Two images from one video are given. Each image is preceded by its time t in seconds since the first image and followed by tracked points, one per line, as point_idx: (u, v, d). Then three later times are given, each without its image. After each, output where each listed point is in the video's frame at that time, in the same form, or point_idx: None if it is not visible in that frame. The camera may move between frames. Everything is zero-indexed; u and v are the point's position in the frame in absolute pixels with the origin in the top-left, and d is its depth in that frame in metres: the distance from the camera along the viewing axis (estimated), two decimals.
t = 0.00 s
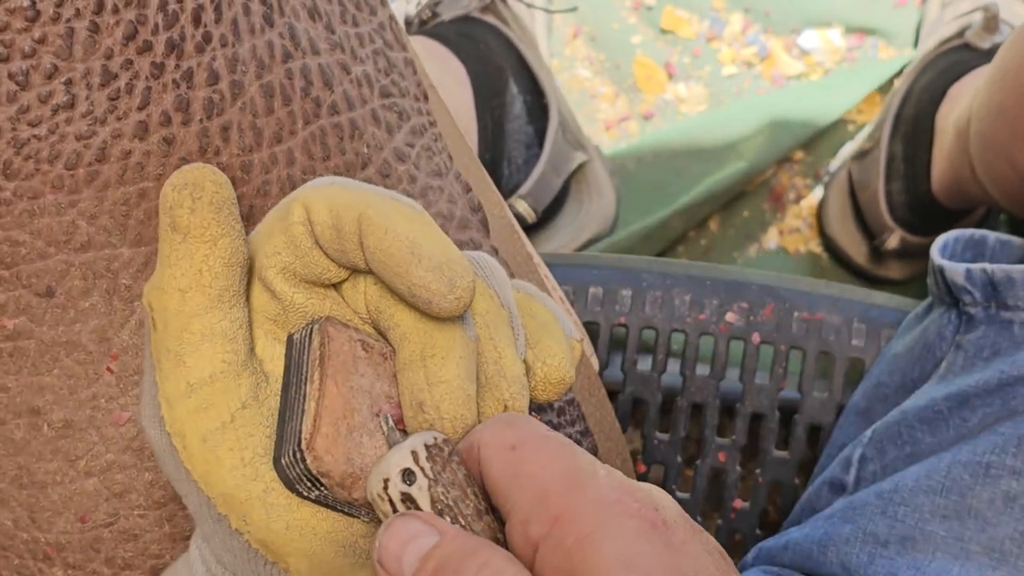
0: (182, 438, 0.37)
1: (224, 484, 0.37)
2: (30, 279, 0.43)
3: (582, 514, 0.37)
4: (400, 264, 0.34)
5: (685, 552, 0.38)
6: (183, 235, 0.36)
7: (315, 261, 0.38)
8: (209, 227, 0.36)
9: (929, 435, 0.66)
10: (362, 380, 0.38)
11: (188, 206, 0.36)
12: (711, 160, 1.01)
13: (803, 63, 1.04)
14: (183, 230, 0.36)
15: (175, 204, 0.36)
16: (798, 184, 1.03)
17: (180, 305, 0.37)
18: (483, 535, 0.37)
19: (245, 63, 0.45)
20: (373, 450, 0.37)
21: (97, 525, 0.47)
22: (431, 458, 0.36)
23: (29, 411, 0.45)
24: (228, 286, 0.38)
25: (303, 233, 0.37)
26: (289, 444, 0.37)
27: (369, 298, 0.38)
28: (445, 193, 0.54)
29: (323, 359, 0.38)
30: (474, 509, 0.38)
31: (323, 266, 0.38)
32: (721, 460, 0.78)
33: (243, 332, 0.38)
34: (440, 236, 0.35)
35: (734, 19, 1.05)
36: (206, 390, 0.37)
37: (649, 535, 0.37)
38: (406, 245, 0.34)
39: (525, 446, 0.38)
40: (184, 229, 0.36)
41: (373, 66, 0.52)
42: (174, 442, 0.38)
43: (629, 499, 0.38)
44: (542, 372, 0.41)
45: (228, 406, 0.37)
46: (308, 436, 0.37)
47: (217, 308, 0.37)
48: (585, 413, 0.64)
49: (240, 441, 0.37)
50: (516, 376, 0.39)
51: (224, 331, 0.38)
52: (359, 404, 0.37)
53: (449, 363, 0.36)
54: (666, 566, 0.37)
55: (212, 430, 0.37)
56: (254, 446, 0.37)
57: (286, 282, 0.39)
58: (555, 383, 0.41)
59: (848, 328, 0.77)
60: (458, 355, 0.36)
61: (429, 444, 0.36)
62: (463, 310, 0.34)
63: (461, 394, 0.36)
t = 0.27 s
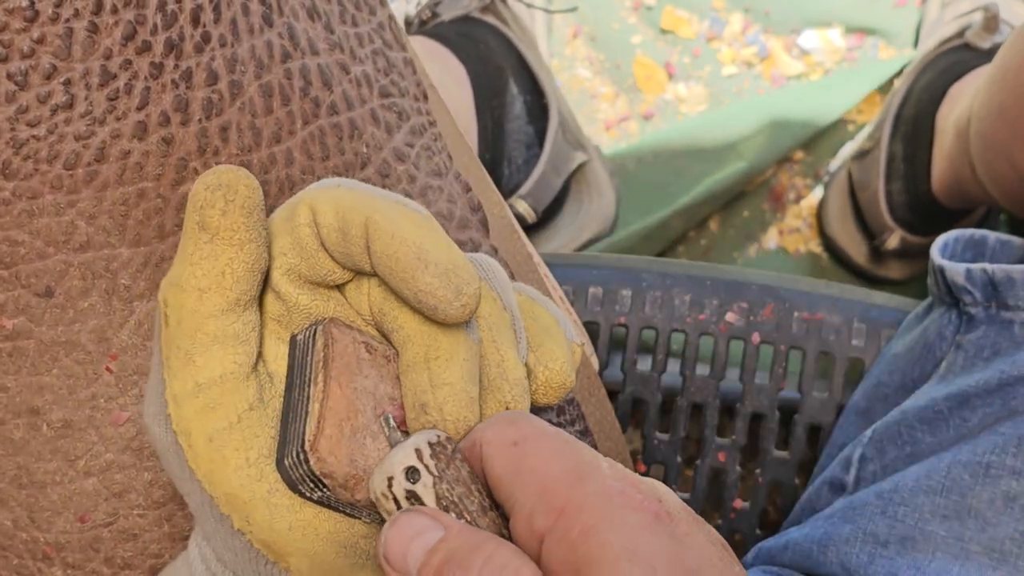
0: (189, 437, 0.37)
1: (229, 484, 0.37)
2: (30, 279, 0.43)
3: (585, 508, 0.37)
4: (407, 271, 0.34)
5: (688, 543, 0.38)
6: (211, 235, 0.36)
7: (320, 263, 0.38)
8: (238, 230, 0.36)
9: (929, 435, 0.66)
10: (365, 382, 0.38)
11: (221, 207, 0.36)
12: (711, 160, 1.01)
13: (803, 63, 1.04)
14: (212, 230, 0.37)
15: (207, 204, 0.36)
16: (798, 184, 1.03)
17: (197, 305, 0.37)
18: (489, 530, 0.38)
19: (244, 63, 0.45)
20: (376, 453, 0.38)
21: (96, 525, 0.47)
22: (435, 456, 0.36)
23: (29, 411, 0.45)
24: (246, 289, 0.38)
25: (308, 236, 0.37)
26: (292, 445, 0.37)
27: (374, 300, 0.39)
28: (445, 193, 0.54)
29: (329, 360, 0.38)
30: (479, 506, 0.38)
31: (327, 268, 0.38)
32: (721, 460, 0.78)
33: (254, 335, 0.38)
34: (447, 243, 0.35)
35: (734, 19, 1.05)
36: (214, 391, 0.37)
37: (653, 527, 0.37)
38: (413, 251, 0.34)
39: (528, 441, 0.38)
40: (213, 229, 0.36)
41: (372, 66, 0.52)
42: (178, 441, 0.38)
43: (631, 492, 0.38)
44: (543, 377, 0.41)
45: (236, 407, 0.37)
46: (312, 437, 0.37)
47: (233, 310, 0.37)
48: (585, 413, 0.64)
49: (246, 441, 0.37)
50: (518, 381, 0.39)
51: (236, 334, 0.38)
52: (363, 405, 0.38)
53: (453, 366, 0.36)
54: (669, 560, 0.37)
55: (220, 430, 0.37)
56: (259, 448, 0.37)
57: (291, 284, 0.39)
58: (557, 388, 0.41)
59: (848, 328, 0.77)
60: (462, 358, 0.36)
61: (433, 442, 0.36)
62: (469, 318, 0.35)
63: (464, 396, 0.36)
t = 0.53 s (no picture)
0: (205, 454, 0.37)
1: (242, 502, 0.37)
2: (28, 277, 0.43)
3: (585, 506, 0.38)
4: (419, 300, 0.34)
5: (689, 537, 0.38)
6: (254, 262, 0.35)
7: (327, 278, 0.38)
8: (281, 260, 0.35)
9: (929, 435, 0.66)
10: (374, 401, 0.38)
11: (269, 234, 0.35)
12: (711, 160, 1.01)
13: (803, 63, 1.04)
14: (255, 255, 0.35)
15: (256, 228, 0.34)
16: (798, 184, 1.03)
17: (223, 327, 0.37)
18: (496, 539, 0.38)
19: (242, 62, 0.45)
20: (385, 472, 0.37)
21: (95, 523, 0.47)
22: (439, 471, 0.36)
23: (27, 410, 0.45)
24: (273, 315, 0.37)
25: (315, 254, 0.37)
26: (301, 464, 0.37)
27: (379, 314, 0.39)
28: (444, 192, 0.54)
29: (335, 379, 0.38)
30: (485, 516, 0.38)
31: (333, 281, 0.38)
32: (721, 460, 0.77)
33: (274, 357, 0.38)
34: (459, 270, 0.35)
35: (734, 19, 1.05)
36: (233, 410, 0.37)
37: (654, 522, 0.38)
38: (424, 277, 0.34)
39: (527, 446, 0.38)
40: (258, 255, 0.35)
41: (371, 65, 0.52)
42: (195, 456, 0.38)
43: (631, 488, 0.39)
44: (544, 396, 0.41)
45: (254, 427, 0.37)
46: (322, 459, 0.36)
47: (258, 335, 0.37)
48: (584, 412, 0.64)
49: (261, 461, 0.37)
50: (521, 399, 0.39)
51: (259, 356, 0.38)
52: (372, 425, 0.37)
53: (461, 385, 0.36)
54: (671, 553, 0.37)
55: (235, 449, 0.37)
56: (273, 467, 0.37)
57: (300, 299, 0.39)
58: (556, 408, 0.41)
59: (848, 328, 0.77)
60: (470, 377, 0.37)
61: (435, 456, 0.36)
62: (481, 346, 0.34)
63: (472, 416, 0.37)
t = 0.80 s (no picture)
0: (185, 438, 0.37)
1: (224, 487, 0.37)
2: (31, 278, 0.43)
3: (588, 518, 0.37)
4: (399, 279, 0.34)
5: (692, 555, 0.37)
6: (223, 242, 0.36)
7: (312, 265, 0.38)
8: (251, 240, 0.36)
9: (929, 435, 0.66)
10: (362, 389, 0.38)
11: (235, 215, 0.35)
12: (711, 160, 1.01)
13: (803, 63, 1.05)
14: (224, 236, 0.36)
15: (222, 210, 0.35)
16: (798, 184, 1.03)
17: (201, 310, 0.37)
18: (490, 547, 0.38)
19: (246, 62, 0.45)
20: (371, 459, 0.37)
21: (97, 524, 0.46)
22: (435, 472, 0.36)
23: (30, 410, 0.45)
24: (250, 299, 0.37)
25: (300, 239, 0.37)
26: (288, 453, 0.37)
27: (367, 302, 0.39)
28: (446, 192, 0.54)
29: (323, 365, 0.37)
30: (479, 520, 0.38)
31: (317, 268, 0.38)
32: (721, 461, 0.78)
33: (256, 342, 0.38)
34: (441, 250, 0.35)
35: (734, 19, 1.05)
36: (213, 394, 0.37)
37: (656, 537, 0.37)
38: (405, 259, 0.34)
39: (527, 452, 0.38)
40: (225, 236, 0.35)
41: (374, 65, 0.52)
42: (176, 440, 0.38)
43: (635, 502, 0.38)
44: (538, 383, 0.41)
45: (235, 411, 0.37)
46: (307, 446, 0.36)
47: (236, 317, 0.37)
48: (585, 412, 0.64)
49: (243, 446, 0.37)
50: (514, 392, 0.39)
51: (238, 340, 0.38)
52: (359, 412, 0.37)
53: (450, 372, 0.36)
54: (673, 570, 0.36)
55: (216, 433, 0.37)
56: (256, 453, 0.37)
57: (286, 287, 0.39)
58: (550, 397, 0.41)
59: (849, 328, 0.77)
60: (459, 365, 0.36)
61: (432, 458, 0.36)
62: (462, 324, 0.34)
63: (462, 404, 0.36)
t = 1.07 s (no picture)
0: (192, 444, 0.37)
1: (231, 494, 0.37)
2: (30, 278, 0.43)
3: (585, 514, 0.37)
4: (404, 290, 0.34)
5: (688, 551, 0.37)
6: (234, 249, 0.35)
7: (316, 271, 0.38)
8: (263, 247, 0.35)
9: (929, 435, 0.66)
10: (366, 394, 0.38)
11: (249, 222, 0.35)
12: (711, 160, 1.01)
13: (803, 63, 1.04)
14: (235, 243, 0.35)
15: (236, 217, 0.35)
16: (798, 184, 1.03)
17: (210, 316, 0.36)
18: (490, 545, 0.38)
19: (244, 62, 0.45)
20: (376, 464, 0.37)
21: (96, 524, 0.47)
22: (438, 471, 0.36)
23: (28, 411, 0.45)
24: (259, 306, 0.37)
25: (305, 245, 0.37)
26: (293, 458, 0.37)
27: (370, 307, 0.39)
28: (445, 192, 0.54)
29: (328, 372, 0.38)
30: (481, 519, 0.38)
31: (321, 275, 0.38)
32: (721, 460, 0.77)
33: (263, 350, 0.38)
34: (444, 257, 0.35)
35: (734, 19, 1.05)
36: (220, 400, 0.37)
37: (652, 534, 0.37)
38: (410, 268, 0.34)
39: (527, 451, 0.38)
40: (237, 243, 0.35)
41: (372, 65, 0.52)
42: (181, 447, 0.37)
43: (632, 500, 0.38)
44: (539, 387, 0.41)
45: (242, 417, 0.37)
46: (313, 451, 0.36)
47: (244, 324, 0.37)
48: (584, 412, 0.64)
49: (249, 452, 0.37)
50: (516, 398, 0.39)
51: (246, 346, 0.37)
52: (364, 418, 0.38)
53: (454, 379, 0.36)
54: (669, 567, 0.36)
55: (223, 440, 0.36)
56: (263, 459, 0.37)
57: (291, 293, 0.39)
58: (551, 400, 0.41)
59: (848, 328, 0.77)
60: (463, 371, 0.36)
61: (435, 457, 0.36)
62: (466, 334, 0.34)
63: (466, 410, 0.36)
